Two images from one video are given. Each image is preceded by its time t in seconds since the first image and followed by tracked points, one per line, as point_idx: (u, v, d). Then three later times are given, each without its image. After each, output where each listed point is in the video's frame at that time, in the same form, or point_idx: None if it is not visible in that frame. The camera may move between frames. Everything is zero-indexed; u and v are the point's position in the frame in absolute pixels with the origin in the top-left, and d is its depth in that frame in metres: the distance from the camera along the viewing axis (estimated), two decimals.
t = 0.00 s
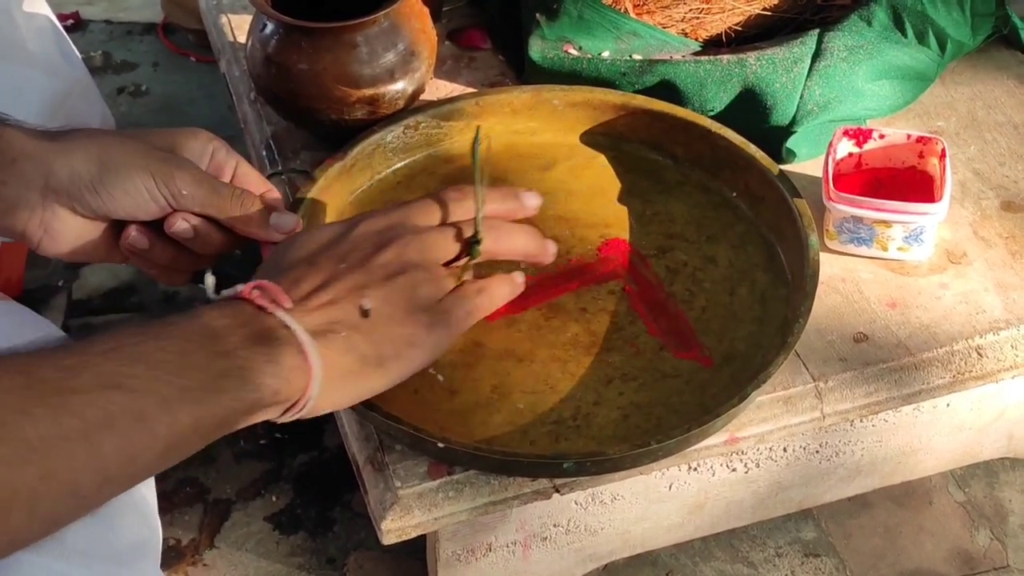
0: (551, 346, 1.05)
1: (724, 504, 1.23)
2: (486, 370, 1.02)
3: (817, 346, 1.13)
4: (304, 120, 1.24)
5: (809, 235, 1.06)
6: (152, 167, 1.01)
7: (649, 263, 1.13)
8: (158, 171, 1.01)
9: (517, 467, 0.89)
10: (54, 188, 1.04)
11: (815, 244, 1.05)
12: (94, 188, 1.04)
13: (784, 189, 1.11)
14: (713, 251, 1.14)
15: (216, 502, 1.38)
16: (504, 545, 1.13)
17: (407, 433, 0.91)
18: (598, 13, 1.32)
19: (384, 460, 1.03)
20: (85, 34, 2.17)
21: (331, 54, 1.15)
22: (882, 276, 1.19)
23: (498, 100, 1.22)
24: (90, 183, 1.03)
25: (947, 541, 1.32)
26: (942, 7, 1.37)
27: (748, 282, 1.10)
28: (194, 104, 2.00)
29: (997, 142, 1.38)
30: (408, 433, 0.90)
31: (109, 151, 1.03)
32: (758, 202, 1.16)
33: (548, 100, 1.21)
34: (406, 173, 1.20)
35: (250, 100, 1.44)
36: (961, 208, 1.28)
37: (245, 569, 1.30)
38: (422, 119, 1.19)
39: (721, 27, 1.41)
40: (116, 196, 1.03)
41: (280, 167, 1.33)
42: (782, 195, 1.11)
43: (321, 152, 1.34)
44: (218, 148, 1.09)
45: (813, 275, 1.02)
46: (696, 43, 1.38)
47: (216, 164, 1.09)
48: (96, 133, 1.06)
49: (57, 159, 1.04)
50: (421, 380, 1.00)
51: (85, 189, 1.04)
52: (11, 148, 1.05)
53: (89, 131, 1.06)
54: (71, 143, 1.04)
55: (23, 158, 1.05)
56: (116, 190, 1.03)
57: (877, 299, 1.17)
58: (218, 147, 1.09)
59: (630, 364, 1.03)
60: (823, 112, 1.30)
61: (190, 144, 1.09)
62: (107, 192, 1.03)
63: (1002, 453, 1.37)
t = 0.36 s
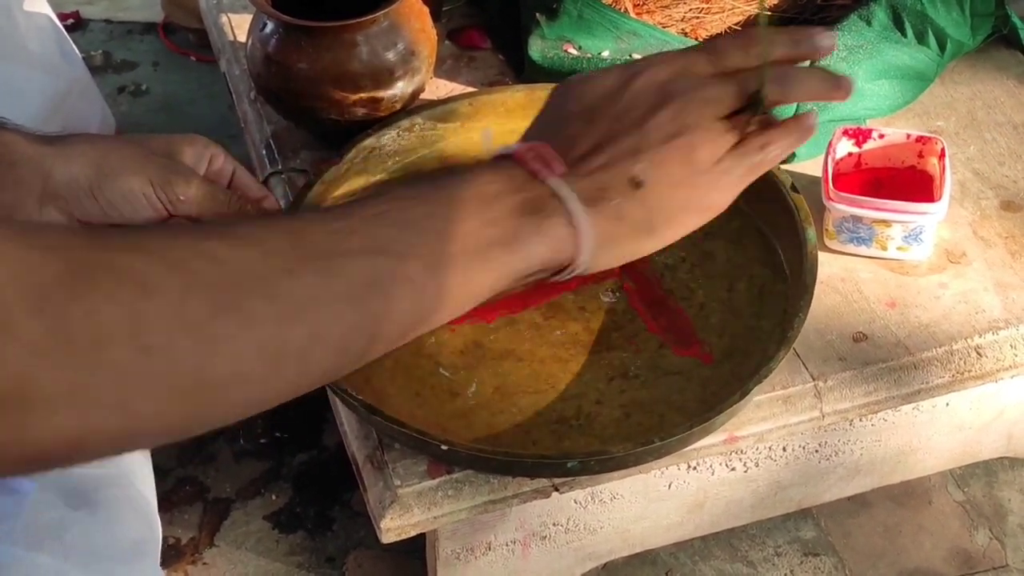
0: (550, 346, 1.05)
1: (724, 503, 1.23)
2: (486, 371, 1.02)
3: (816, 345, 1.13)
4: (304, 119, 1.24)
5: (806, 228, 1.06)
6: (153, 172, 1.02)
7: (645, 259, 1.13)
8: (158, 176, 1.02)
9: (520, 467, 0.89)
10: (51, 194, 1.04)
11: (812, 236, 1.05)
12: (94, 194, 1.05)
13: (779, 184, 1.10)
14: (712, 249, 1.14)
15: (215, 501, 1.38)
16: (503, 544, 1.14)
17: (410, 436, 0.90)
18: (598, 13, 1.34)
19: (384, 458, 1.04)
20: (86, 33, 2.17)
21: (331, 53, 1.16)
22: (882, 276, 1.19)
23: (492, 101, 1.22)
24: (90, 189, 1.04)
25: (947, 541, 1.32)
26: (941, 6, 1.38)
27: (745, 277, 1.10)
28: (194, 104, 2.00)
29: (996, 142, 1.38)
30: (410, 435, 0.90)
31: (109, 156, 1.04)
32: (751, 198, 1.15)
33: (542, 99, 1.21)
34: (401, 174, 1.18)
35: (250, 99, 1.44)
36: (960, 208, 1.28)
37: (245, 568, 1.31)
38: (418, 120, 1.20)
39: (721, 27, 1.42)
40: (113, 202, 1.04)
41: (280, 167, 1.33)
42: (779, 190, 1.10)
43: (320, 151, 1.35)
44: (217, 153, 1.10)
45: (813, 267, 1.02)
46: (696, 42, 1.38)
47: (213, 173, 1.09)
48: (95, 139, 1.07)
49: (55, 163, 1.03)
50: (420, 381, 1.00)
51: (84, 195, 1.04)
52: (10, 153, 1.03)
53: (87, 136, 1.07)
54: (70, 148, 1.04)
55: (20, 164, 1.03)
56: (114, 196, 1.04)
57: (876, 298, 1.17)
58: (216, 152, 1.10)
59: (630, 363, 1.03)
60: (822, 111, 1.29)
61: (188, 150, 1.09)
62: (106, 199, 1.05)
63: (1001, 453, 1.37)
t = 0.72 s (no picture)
0: (555, 344, 1.05)
1: (730, 502, 1.23)
2: (492, 369, 1.02)
3: (822, 344, 1.13)
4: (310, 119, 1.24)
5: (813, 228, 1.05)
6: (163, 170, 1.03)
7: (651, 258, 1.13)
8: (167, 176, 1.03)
9: (526, 465, 0.89)
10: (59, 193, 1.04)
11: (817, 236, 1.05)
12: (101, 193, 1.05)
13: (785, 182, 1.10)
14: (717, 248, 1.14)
15: (221, 500, 1.38)
16: (509, 542, 1.14)
17: (416, 433, 0.91)
18: (605, 12, 1.32)
19: (389, 457, 1.04)
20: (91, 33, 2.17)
21: (336, 52, 1.15)
22: (888, 275, 1.19)
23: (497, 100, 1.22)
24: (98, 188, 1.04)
25: (952, 540, 1.32)
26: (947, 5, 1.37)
27: (752, 274, 1.10)
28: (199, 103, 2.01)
29: (1002, 141, 1.38)
30: (416, 432, 0.90)
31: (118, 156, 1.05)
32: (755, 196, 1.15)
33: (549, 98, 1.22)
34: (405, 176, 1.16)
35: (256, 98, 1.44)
36: (966, 207, 1.28)
37: (251, 566, 1.31)
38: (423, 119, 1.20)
39: (727, 26, 1.42)
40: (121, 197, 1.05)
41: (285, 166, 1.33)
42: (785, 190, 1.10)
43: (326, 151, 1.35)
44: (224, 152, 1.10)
45: (819, 265, 1.02)
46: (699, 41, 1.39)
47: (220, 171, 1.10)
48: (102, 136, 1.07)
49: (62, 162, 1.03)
50: (425, 379, 1.00)
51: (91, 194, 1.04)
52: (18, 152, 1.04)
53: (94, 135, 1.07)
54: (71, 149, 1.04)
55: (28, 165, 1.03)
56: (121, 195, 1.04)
57: (882, 297, 1.17)
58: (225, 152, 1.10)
59: (636, 361, 1.03)
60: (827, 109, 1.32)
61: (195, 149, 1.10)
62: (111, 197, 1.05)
63: (1007, 451, 1.37)
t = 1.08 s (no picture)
0: (561, 346, 1.05)
1: (734, 504, 1.23)
2: (498, 371, 1.02)
3: (826, 346, 1.13)
4: (316, 120, 1.24)
5: (817, 231, 1.06)
6: (165, 172, 1.04)
7: (656, 261, 1.14)
8: (170, 177, 1.04)
9: (532, 466, 0.89)
10: (62, 195, 1.05)
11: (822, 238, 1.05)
12: (104, 194, 1.05)
13: (789, 184, 1.10)
14: (721, 250, 1.14)
15: (226, 501, 1.38)
16: (513, 544, 1.14)
17: (423, 435, 0.91)
18: (609, 15, 1.34)
19: (395, 459, 1.04)
20: (96, 35, 2.18)
21: (341, 54, 1.16)
22: (892, 277, 1.20)
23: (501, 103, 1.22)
24: (101, 190, 1.05)
25: (956, 542, 1.32)
26: (951, 7, 1.37)
27: (756, 277, 1.10)
28: (204, 105, 2.01)
29: (1006, 143, 1.38)
30: (423, 434, 0.91)
31: (121, 158, 1.05)
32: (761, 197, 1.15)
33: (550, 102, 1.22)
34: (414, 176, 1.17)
35: (261, 100, 1.45)
36: (971, 210, 1.28)
37: (255, 568, 1.31)
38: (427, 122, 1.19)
39: (731, 29, 1.42)
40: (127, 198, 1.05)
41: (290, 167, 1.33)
42: (789, 193, 1.10)
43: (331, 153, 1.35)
44: (228, 155, 1.10)
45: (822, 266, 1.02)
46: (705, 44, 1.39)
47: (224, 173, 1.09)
48: (107, 139, 1.07)
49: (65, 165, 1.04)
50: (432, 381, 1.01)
51: (94, 195, 1.05)
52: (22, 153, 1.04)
53: (98, 137, 1.07)
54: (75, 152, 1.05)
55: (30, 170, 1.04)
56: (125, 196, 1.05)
57: (887, 299, 1.17)
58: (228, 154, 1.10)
59: (641, 362, 1.03)
60: (832, 112, 1.29)
61: (198, 152, 1.09)
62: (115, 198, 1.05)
63: (1011, 453, 1.37)
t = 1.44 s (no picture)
0: (560, 347, 1.05)
1: (732, 505, 1.24)
2: (498, 371, 1.03)
3: (824, 347, 1.13)
4: (315, 122, 1.25)
5: (814, 231, 1.07)
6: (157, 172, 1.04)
7: (654, 262, 1.14)
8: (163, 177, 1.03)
9: (535, 466, 0.90)
10: (57, 202, 1.05)
11: (818, 239, 1.06)
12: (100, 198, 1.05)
13: (788, 187, 1.11)
14: (719, 250, 1.14)
15: (226, 501, 1.39)
16: (512, 544, 1.14)
17: (424, 437, 0.91)
18: (609, 17, 1.34)
19: (394, 459, 1.04)
20: (97, 36, 2.18)
21: (341, 56, 1.16)
22: (890, 279, 1.20)
23: (500, 104, 1.23)
24: (95, 194, 1.05)
25: (954, 543, 1.33)
26: (949, 10, 1.37)
27: (754, 277, 1.11)
28: (204, 106, 2.02)
29: (1004, 145, 1.38)
30: (425, 436, 0.91)
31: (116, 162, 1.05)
32: (760, 197, 1.17)
33: (548, 102, 1.23)
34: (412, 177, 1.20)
35: (261, 102, 1.45)
36: (968, 211, 1.28)
37: (255, 568, 1.31)
38: (426, 124, 1.21)
39: (730, 31, 1.43)
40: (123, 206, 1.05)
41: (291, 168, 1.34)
42: (789, 193, 1.11)
43: (331, 154, 1.35)
44: (224, 155, 1.12)
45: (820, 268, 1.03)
46: (703, 46, 1.40)
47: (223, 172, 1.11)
48: (103, 145, 1.08)
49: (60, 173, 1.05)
50: (432, 382, 1.01)
51: (90, 201, 1.05)
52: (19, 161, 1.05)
53: (92, 144, 1.08)
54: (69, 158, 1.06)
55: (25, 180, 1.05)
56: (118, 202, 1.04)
57: (884, 300, 1.17)
58: (225, 155, 1.12)
59: (640, 362, 1.04)
60: (829, 115, 1.30)
61: (195, 152, 1.10)
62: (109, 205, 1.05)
63: (1008, 454, 1.38)
